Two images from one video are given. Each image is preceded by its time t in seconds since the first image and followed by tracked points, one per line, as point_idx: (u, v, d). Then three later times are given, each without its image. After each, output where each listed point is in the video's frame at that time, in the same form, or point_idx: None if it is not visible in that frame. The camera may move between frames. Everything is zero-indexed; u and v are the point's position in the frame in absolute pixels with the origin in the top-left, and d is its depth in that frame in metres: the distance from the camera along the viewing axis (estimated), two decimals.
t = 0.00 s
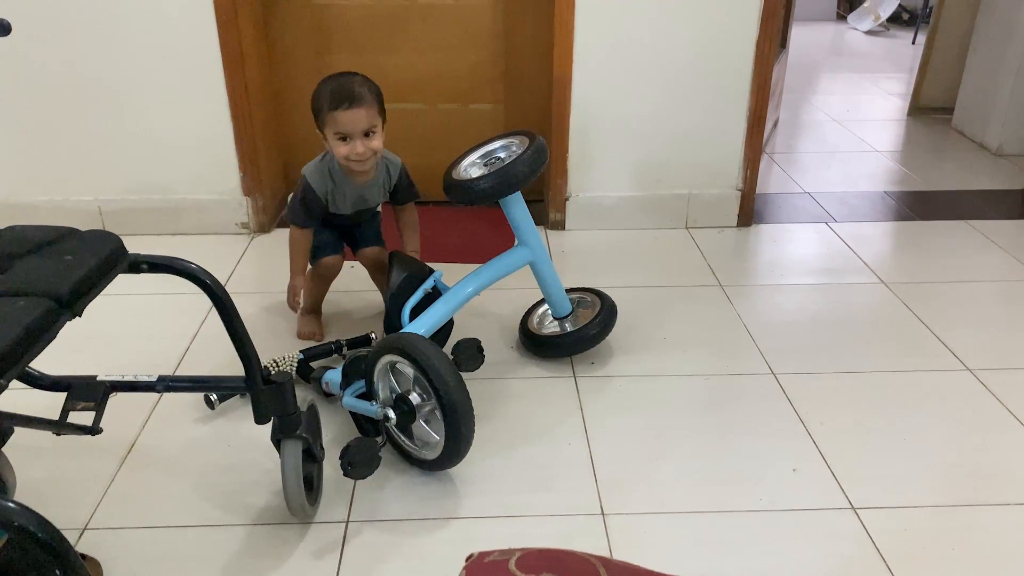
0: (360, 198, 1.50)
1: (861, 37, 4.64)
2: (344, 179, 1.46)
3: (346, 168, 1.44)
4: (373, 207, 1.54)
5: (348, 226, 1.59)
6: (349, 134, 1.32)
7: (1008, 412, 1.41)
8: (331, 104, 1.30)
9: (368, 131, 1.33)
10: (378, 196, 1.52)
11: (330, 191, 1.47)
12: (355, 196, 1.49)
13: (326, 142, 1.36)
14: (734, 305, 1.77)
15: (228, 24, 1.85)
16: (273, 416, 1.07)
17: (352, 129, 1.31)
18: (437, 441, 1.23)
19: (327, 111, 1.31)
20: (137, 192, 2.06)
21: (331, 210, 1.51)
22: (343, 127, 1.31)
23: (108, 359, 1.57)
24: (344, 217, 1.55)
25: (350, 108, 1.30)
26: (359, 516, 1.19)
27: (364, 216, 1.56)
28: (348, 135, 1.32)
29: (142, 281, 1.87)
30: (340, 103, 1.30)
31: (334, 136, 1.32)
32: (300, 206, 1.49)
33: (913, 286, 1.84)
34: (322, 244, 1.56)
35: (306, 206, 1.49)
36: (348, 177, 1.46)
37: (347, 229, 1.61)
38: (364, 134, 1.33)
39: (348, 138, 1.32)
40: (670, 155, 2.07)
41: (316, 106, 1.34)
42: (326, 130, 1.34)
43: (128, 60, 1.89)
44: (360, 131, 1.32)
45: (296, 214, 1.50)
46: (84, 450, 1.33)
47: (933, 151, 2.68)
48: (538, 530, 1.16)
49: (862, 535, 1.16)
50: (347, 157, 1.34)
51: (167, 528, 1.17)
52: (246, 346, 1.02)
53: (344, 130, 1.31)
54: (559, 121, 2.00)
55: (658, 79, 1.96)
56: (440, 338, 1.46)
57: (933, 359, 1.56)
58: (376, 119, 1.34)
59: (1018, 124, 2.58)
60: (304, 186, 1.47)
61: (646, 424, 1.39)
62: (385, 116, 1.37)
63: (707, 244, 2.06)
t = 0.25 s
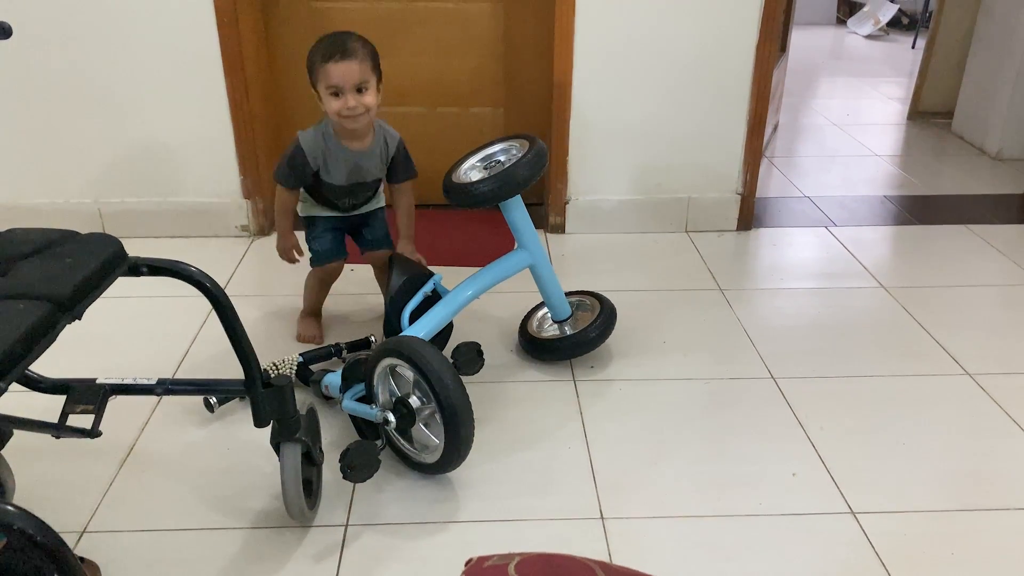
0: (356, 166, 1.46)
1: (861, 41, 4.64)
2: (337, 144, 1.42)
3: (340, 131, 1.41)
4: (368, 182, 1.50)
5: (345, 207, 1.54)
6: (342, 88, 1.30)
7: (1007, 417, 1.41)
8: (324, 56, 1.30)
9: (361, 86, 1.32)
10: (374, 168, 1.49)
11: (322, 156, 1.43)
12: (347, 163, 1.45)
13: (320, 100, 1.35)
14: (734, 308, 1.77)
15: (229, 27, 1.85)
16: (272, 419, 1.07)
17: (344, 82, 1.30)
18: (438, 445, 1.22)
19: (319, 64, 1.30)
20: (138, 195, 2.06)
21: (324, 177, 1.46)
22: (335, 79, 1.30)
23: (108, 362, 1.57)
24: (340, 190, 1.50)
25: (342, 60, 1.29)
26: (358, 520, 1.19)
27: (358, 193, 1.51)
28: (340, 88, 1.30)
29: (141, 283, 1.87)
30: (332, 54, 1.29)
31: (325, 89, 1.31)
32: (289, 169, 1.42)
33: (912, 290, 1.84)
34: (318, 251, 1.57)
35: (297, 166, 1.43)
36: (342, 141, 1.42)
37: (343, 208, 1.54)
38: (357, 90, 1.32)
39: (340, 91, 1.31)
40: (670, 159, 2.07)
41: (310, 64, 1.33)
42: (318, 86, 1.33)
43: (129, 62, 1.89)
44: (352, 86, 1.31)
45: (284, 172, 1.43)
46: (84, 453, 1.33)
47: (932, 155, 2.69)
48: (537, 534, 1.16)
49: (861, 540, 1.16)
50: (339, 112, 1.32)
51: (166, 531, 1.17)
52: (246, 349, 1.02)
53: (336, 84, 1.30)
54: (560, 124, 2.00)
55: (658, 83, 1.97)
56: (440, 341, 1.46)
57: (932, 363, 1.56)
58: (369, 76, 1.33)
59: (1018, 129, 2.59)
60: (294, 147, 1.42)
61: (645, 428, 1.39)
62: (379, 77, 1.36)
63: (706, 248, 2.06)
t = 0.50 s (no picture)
0: (365, 116, 1.43)
1: (861, 48, 4.65)
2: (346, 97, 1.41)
3: (349, 84, 1.41)
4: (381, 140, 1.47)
5: (359, 168, 1.47)
6: (348, 33, 1.32)
7: (1006, 424, 1.41)
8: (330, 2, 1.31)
9: (367, 32, 1.33)
10: (384, 121, 1.46)
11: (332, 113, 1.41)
12: (358, 118, 1.43)
13: (327, 49, 1.36)
14: (733, 314, 1.77)
15: (229, 32, 1.85)
16: (270, 424, 1.07)
17: (352, 26, 1.31)
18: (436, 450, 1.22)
19: (326, 10, 1.31)
20: (137, 199, 2.06)
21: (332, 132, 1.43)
22: (341, 23, 1.31)
23: (106, 367, 1.57)
24: (350, 146, 1.45)
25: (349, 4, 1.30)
26: (356, 525, 1.19)
27: (372, 155, 1.47)
28: (346, 32, 1.31)
29: (140, 288, 1.86)
30: None
31: (333, 35, 1.32)
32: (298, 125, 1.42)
33: (911, 296, 1.84)
34: (323, 252, 1.55)
35: (303, 119, 1.41)
36: (350, 92, 1.41)
37: (355, 170, 1.47)
38: (364, 35, 1.33)
39: (347, 37, 1.32)
40: (669, 165, 2.07)
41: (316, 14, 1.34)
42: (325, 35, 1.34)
43: (129, 67, 1.90)
44: (359, 30, 1.32)
45: (291, 128, 1.42)
46: (81, 458, 1.32)
47: (931, 161, 2.69)
48: (536, 540, 1.16)
49: (860, 547, 1.15)
50: (347, 56, 1.33)
51: (163, 537, 1.17)
52: (244, 353, 1.02)
53: (344, 28, 1.31)
54: (559, 129, 2.00)
55: (658, 89, 1.97)
56: (439, 347, 1.46)
57: (931, 370, 1.56)
58: (376, 22, 1.34)
59: (1017, 135, 2.59)
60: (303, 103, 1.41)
61: (644, 435, 1.38)
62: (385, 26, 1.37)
63: (705, 254, 2.06)
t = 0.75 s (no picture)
0: (378, 107, 1.42)
1: (860, 55, 4.67)
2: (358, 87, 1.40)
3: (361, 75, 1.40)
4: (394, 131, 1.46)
5: (375, 161, 1.46)
6: (361, 25, 1.31)
7: (1005, 431, 1.40)
8: None
9: (379, 24, 1.33)
10: (397, 111, 1.45)
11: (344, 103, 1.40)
12: (370, 108, 1.42)
13: (338, 41, 1.35)
14: (732, 320, 1.77)
15: (229, 37, 1.86)
16: (267, 429, 1.07)
17: (365, 18, 1.31)
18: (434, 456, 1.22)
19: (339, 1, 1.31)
20: (136, 204, 2.06)
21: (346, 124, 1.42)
22: (354, 14, 1.30)
23: (103, 371, 1.56)
24: (364, 138, 1.44)
25: None
26: (353, 531, 1.18)
27: (385, 146, 1.46)
28: (359, 23, 1.31)
29: (138, 292, 1.86)
30: None
31: (346, 26, 1.31)
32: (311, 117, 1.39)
33: (910, 303, 1.84)
34: (331, 253, 1.55)
35: (319, 112, 1.39)
36: (362, 83, 1.41)
37: (370, 162, 1.46)
38: (376, 27, 1.32)
39: (359, 28, 1.31)
40: (668, 171, 2.08)
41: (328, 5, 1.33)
42: (337, 26, 1.33)
43: (129, 72, 1.90)
44: (372, 22, 1.31)
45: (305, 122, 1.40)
46: (78, 463, 1.32)
47: (930, 168, 2.69)
48: (534, 547, 1.15)
49: (859, 554, 1.15)
50: (360, 49, 1.32)
51: (160, 542, 1.16)
52: (241, 358, 1.02)
53: (357, 20, 1.31)
54: (557, 135, 2.00)
55: (657, 95, 1.97)
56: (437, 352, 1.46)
57: (930, 377, 1.56)
58: (388, 13, 1.34)
59: (1015, 143, 2.59)
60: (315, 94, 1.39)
61: (643, 441, 1.38)
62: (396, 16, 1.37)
63: (704, 260, 2.06)
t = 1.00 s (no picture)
0: (385, 110, 1.43)
1: (858, 66, 4.69)
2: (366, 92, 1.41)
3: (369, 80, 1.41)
4: (402, 135, 1.46)
5: (382, 164, 1.46)
6: (368, 31, 1.32)
7: (1003, 442, 1.40)
8: None
9: (387, 30, 1.33)
10: (405, 115, 1.45)
11: (351, 107, 1.41)
12: (377, 112, 1.42)
13: (346, 47, 1.36)
14: (730, 330, 1.77)
15: (228, 46, 1.87)
16: (264, 438, 1.07)
17: (373, 25, 1.31)
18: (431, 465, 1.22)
19: (347, 8, 1.31)
20: (135, 212, 2.07)
21: (354, 127, 1.43)
22: (362, 21, 1.31)
23: (100, 379, 1.56)
24: (372, 141, 1.44)
25: (370, 3, 1.30)
26: (350, 541, 1.18)
27: (393, 149, 1.46)
28: (367, 30, 1.31)
29: (136, 300, 1.86)
30: None
31: (354, 33, 1.32)
32: (318, 121, 1.41)
33: (907, 313, 1.84)
34: (336, 258, 1.55)
35: (326, 115, 1.40)
36: (370, 86, 1.41)
37: (378, 165, 1.46)
38: (383, 33, 1.33)
39: (367, 35, 1.32)
40: (666, 180, 2.08)
41: (337, 11, 1.34)
42: (345, 33, 1.34)
43: (130, 80, 1.91)
44: (380, 29, 1.32)
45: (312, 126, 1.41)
46: (74, 471, 1.32)
47: (928, 179, 2.70)
48: (531, 557, 1.15)
49: (856, 565, 1.15)
50: (368, 56, 1.33)
51: (155, 551, 1.16)
52: (239, 367, 1.02)
53: (365, 27, 1.31)
54: (556, 145, 2.01)
55: (655, 105, 1.98)
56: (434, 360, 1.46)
57: (928, 387, 1.56)
58: (396, 20, 1.34)
59: (1012, 153, 2.60)
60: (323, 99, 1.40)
61: (640, 451, 1.38)
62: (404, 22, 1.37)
63: (703, 270, 2.07)
